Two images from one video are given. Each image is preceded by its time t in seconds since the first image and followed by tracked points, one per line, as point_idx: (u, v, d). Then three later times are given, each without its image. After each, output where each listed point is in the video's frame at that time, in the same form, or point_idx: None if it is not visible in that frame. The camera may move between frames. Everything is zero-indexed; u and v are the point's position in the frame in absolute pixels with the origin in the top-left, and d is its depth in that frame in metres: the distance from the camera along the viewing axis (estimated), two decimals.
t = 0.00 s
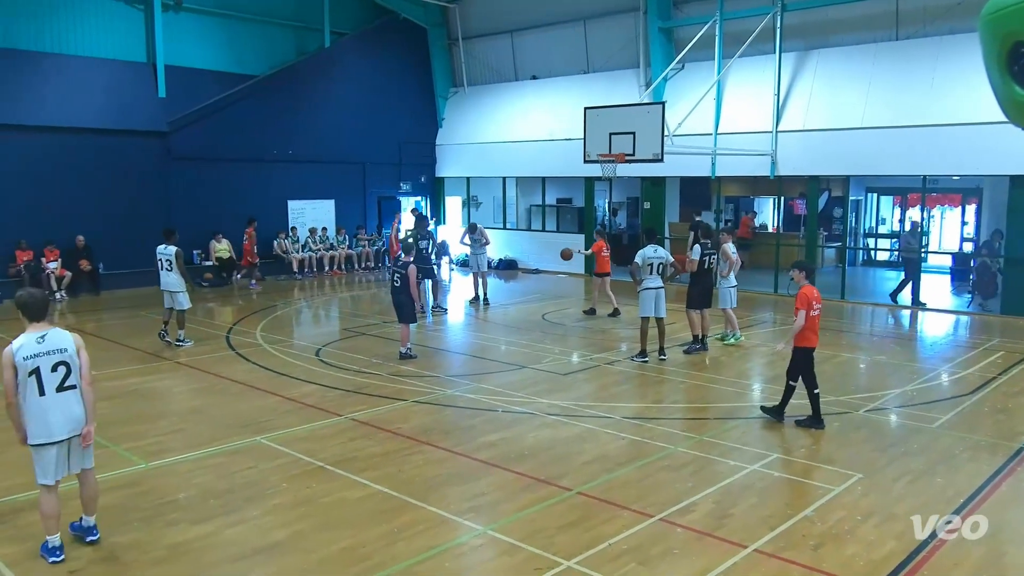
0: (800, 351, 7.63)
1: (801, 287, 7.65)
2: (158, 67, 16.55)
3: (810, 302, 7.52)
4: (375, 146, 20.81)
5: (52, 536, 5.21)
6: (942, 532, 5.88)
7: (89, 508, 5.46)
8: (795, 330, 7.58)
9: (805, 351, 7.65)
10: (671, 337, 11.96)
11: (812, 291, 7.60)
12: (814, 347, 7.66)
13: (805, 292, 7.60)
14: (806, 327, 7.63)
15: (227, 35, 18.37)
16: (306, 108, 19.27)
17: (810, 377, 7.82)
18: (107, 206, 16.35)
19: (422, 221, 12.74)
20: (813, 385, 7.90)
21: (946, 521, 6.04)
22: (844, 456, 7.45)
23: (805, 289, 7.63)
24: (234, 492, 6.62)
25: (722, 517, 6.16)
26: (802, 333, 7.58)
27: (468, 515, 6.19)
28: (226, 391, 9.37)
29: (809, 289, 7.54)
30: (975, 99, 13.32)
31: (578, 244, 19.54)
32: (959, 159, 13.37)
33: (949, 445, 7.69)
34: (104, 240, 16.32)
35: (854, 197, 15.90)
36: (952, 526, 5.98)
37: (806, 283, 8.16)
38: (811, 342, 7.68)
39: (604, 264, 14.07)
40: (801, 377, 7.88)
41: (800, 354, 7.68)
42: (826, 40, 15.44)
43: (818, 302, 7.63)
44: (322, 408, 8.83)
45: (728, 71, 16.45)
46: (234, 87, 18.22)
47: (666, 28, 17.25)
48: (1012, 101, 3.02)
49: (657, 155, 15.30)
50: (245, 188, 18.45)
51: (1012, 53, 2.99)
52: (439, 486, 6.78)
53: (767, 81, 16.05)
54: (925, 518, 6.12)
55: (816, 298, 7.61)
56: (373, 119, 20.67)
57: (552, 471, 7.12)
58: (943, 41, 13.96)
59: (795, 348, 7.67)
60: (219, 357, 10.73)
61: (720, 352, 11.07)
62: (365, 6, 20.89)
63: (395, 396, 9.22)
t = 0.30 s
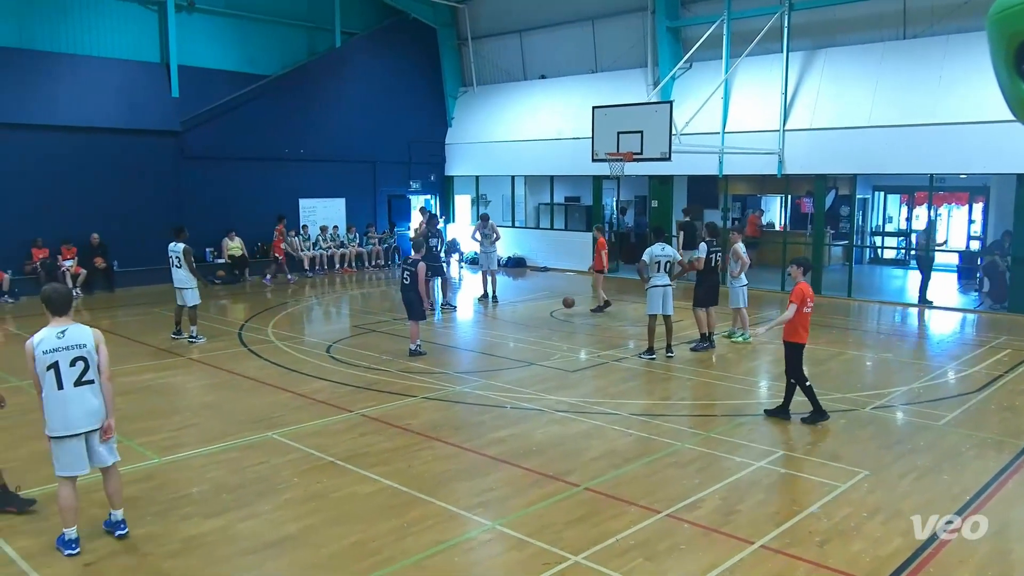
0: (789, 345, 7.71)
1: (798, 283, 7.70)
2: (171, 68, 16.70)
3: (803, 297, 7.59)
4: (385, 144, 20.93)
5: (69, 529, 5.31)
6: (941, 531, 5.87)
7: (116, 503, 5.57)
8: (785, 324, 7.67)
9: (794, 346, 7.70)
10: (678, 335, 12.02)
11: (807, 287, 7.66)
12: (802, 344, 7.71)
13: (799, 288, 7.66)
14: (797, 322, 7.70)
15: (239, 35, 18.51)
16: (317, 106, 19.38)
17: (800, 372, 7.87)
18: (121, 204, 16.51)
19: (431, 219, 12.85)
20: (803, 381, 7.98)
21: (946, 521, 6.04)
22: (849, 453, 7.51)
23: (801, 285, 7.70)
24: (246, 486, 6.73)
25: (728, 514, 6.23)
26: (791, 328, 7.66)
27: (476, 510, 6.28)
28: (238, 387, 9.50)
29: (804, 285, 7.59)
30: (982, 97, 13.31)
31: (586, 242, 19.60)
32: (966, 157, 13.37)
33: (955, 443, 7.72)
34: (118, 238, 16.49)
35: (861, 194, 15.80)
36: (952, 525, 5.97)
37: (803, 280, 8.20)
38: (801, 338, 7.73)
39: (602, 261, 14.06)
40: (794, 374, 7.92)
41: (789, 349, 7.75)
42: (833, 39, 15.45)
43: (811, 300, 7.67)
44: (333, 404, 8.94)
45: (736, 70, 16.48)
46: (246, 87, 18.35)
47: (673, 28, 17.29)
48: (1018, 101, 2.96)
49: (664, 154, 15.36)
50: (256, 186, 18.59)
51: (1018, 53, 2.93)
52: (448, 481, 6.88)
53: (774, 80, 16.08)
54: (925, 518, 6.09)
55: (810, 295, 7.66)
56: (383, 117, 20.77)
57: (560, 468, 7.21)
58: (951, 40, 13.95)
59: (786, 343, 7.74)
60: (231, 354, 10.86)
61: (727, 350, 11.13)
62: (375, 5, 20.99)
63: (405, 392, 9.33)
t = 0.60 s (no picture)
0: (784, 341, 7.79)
1: (794, 280, 7.77)
2: (181, 67, 16.81)
3: (799, 294, 7.66)
4: (393, 143, 21.01)
5: (83, 523, 5.40)
6: (941, 532, 5.89)
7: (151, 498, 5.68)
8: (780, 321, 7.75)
9: (789, 341, 7.79)
10: (683, 333, 12.07)
11: (803, 285, 7.72)
12: (798, 340, 7.78)
13: (796, 285, 7.73)
14: (792, 319, 7.78)
15: (249, 35, 18.63)
16: (325, 105, 19.48)
17: (794, 367, 7.96)
18: (131, 202, 16.64)
19: (438, 218, 12.94)
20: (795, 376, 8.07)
21: (946, 521, 6.05)
22: (854, 450, 7.55)
23: (797, 283, 7.76)
24: (256, 482, 6.82)
25: (733, 511, 6.29)
26: (786, 324, 7.75)
27: (483, 507, 6.35)
28: (247, 384, 9.60)
29: (799, 282, 7.66)
30: (987, 97, 13.32)
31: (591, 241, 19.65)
32: (972, 156, 13.37)
33: (959, 441, 7.75)
34: (127, 236, 16.61)
35: (867, 193, 15.82)
36: (952, 526, 5.97)
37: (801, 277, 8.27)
38: (797, 334, 7.81)
39: (603, 259, 14.08)
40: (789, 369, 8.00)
41: (784, 344, 7.83)
42: (839, 38, 15.47)
43: (807, 296, 7.74)
44: (341, 400, 9.03)
45: (741, 70, 16.52)
46: (255, 87, 18.44)
47: (679, 28, 17.32)
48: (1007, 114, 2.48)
49: (670, 153, 15.40)
50: (264, 184, 18.69)
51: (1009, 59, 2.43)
52: (455, 478, 6.95)
53: (780, 80, 16.10)
54: (925, 519, 6.08)
55: (805, 292, 7.71)
56: (391, 117, 20.86)
57: (566, 465, 7.28)
58: (956, 39, 13.97)
59: (782, 339, 7.81)
60: (240, 351, 10.96)
61: (732, 348, 11.18)
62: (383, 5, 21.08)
63: (412, 389, 9.41)
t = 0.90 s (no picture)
0: (781, 340, 7.83)
1: (789, 279, 7.78)
2: (185, 68, 16.88)
3: (793, 293, 7.67)
4: (396, 142, 21.06)
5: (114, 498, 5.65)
6: (942, 531, 5.91)
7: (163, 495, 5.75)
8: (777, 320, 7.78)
9: (786, 340, 7.82)
10: (686, 333, 12.09)
11: (798, 284, 7.72)
12: (795, 339, 7.81)
13: (790, 284, 7.73)
14: (788, 318, 7.81)
15: (253, 35, 18.69)
16: (329, 105, 19.53)
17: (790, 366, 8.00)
18: (137, 201, 16.70)
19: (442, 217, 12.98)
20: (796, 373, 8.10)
21: (947, 521, 6.07)
22: (856, 449, 7.57)
23: (792, 282, 7.75)
24: (261, 480, 6.87)
25: (735, 509, 6.31)
26: (782, 323, 7.78)
27: (486, 505, 6.40)
28: (251, 382, 9.65)
29: (793, 282, 7.67)
30: (990, 96, 13.31)
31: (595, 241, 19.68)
32: (976, 156, 13.35)
33: (961, 440, 7.76)
34: (133, 235, 16.68)
35: (870, 193, 15.82)
36: (953, 525, 6.00)
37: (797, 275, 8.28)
38: (793, 333, 7.84)
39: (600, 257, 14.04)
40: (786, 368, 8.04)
41: (781, 343, 7.86)
42: (841, 38, 15.47)
43: (803, 296, 7.74)
44: (345, 399, 9.08)
45: (744, 70, 16.52)
46: (259, 86, 18.50)
47: (682, 27, 17.32)
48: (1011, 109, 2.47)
49: (672, 153, 15.42)
50: (268, 183, 18.74)
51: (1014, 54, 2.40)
52: (459, 476, 6.99)
53: (782, 79, 16.10)
54: (925, 519, 6.10)
55: (800, 290, 7.71)
56: (394, 116, 20.91)
57: (569, 463, 7.31)
58: (959, 39, 13.95)
59: (777, 338, 7.85)
60: (244, 350, 11.01)
61: (734, 347, 11.19)
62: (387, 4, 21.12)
63: (415, 388, 9.45)
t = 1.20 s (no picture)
0: (776, 340, 7.84)
1: (781, 279, 7.81)
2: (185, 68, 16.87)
3: (784, 293, 7.69)
4: (396, 143, 21.05)
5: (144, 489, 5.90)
6: (943, 531, 5.90)
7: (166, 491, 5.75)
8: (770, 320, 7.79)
9: (780, 340, 7.83)
10: (685, 333, 12.09)
11: (790, 284, 7.73)
12: (789, 338, 7.82)
13: (781, 284, 7.75)
14: (781, 318, 7.82)
15: (253, 35, 18.68)
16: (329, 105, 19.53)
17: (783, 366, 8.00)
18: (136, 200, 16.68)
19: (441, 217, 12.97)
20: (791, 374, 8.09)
21: (947, 521, 6.07)
22: (855, 450, 7.57)
23: (784, 282, 7.77)
24: (261, 480, 6.86)
25: (735, 509, 6.31)
26: (775, 323, 7.80)
27: (486, 505, 6.40)
28: (250, 382, 9.64)
29: (783, 282, 7.70)
30: (990, 96, 13.31)
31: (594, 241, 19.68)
32: (975, 156, 13.36)
33: (960, 440, 7.75)
34: (132, 235, 16.66)
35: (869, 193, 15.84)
36: (953, 525, 5.99)
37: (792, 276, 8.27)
38: (787, 332, 7.85)
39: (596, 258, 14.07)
40: (780, 368, 8.05)
41: (775, 343, 7.87)
42: (841, 38, 15.49)
43: (796, 296, 7.75)
44: (344, 399, 9.07)
45: (743, 70, 16.53)
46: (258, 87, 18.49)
47: (681, 27, 17.32)
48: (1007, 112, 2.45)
49: (672, 153, 15.43)
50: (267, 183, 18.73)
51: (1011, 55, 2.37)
52: (458, 476, 6.99)
53: (781, 80, 16.11)
54: (925, 518, 6.10)
55: (791, 289, 7.73)
56: (394, 116, 20.90)
57: (568, 463, 7.31)
58: (959, 40, 13.97)
59: (772, 338, 7.85)
60: (243, 350, 11.00)
61: (733, 347, 11.19)
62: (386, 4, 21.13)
63: (414, 388, 9.44)
